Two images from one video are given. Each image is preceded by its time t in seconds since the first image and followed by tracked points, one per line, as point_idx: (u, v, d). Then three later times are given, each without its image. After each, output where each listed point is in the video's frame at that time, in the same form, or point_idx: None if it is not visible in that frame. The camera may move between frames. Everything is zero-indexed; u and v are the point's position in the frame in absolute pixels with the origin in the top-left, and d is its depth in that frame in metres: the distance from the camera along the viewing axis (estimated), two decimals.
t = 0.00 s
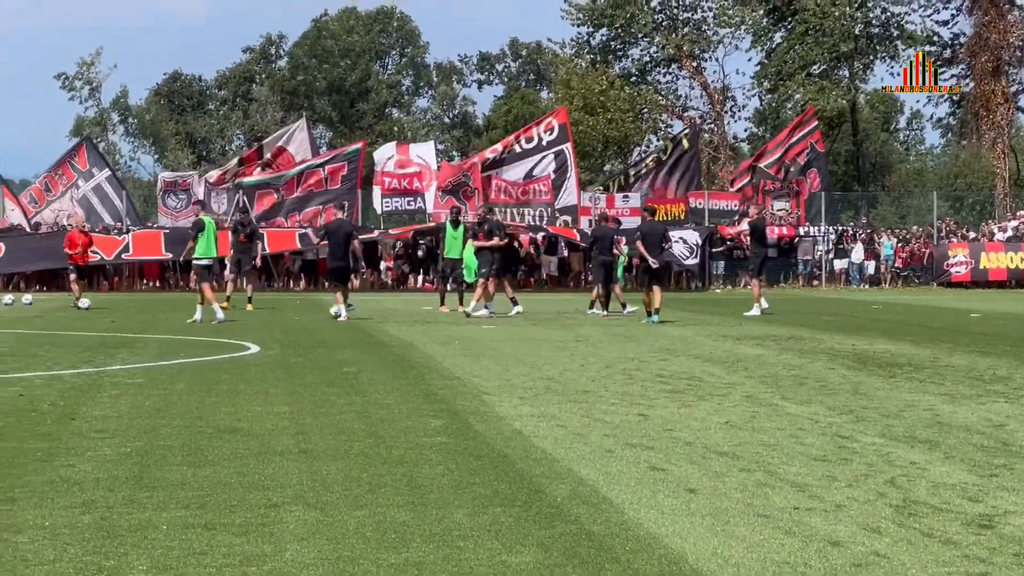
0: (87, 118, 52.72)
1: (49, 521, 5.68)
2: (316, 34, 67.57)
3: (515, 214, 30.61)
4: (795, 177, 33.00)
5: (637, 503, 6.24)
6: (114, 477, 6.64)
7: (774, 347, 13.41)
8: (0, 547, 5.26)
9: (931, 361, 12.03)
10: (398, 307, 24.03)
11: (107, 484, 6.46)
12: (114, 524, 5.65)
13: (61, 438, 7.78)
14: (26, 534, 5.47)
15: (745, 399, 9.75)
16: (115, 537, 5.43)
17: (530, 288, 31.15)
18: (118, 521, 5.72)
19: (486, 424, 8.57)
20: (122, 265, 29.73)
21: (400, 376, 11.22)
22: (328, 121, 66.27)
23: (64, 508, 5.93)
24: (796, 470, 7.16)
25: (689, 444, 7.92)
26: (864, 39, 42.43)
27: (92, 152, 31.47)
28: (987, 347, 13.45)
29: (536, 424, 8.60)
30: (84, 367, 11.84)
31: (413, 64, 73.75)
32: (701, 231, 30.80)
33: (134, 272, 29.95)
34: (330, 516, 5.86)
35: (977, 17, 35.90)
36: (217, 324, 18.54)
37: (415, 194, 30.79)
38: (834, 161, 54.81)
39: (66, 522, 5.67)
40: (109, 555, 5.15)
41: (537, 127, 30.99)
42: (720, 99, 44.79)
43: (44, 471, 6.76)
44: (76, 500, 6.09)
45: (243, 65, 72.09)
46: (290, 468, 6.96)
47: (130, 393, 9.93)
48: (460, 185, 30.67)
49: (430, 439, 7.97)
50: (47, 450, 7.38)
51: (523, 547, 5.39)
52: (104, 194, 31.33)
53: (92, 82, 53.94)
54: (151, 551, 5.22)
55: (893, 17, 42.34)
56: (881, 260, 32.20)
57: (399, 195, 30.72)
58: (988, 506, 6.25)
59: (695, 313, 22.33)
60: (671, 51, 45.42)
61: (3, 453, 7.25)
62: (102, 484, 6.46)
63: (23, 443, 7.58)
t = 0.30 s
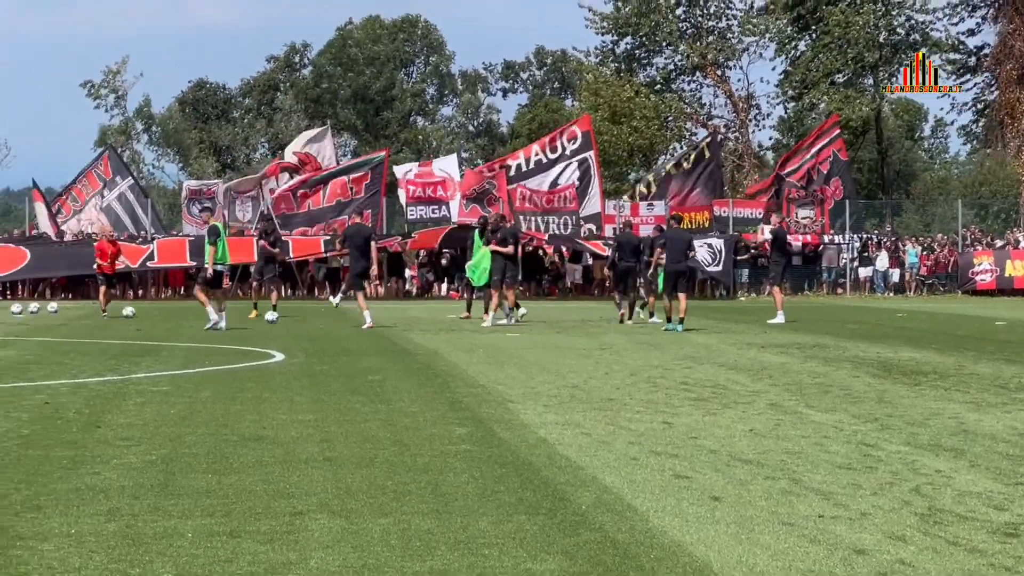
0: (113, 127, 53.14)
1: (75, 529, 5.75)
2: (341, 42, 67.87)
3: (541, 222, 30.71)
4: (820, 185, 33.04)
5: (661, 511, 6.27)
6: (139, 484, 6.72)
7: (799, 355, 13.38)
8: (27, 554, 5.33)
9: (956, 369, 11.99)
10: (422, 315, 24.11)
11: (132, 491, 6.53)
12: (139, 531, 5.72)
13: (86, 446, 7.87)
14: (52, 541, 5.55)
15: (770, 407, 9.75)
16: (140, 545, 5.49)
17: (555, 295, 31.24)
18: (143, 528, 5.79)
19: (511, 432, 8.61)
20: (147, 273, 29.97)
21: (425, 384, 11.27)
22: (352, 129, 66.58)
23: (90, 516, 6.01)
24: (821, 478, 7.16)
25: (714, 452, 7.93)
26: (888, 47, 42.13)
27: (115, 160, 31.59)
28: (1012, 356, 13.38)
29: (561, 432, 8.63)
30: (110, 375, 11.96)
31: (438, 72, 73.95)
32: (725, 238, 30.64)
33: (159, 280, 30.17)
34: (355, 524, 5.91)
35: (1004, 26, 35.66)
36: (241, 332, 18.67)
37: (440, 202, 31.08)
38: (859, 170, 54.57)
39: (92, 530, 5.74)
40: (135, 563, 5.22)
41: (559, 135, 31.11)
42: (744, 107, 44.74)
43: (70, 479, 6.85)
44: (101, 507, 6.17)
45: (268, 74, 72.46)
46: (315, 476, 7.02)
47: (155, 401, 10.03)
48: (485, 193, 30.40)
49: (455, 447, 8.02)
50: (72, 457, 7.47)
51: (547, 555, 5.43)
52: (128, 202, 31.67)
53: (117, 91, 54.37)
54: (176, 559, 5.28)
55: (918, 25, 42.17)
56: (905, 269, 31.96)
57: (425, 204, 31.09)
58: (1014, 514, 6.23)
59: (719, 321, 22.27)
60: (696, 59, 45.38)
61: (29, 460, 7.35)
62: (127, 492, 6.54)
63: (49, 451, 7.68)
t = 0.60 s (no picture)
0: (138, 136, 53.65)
1: (99, 538, 5.81)
2: (365, 51, 68.20)
3: (566, 231, 30.69)
4: (841, 195, 33.11)
5: (686, 521, 6.29)
6: (163, 493, 6.79)
7: (823, 365, 13.36)
8: (52, 562, 5.39)
9: (981, 378, 11.93)
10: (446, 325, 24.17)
11: (157, 501, 6.60)
12: (164, 540, 5.78)
13: (111, 455, 7.96)
14: (78, 550, 5.61)
15: (794, 416, 9.74)
16: (165, 554, 5.55)
17: (579, 305, 31.26)
18: (168, 537, 5.84)
19: (536, 441, 8.64)
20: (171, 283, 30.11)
21: (449, 393, 11.32)
22: (376, 139, 66.89)
23: (115, 525, 6.07)
24: (846, 488, 7.16)
25: (738, 461, 7.94)
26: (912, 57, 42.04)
27: (139, 170, 31.93)
28: None
29: (585, 441, 8.66)
30: (134, 384, 12.08)
31: (462, 82, 74.15)
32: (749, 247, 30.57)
33: (182, 289, 30.36)
34: (379, 533, 5.96)
35: None
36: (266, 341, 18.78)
37: (464, 213, 31.00)
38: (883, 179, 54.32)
39: (117, 539, 5.79)
40: (161, 572, 5.27)
41: (582, 146, 31.19)
42: (768, 116, 44.63)
43: (95, 487, 6.93)
44: (126, 516, 6.24)
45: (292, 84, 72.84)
46: (340, 486, 7.07)
47: (179, 411, 10.12)
48: (509, 203, 31.04)
49: (480, 456, 8.06)
50: (97, 467, 7.56)
51: (572, 564, 5.46)
52: (153, 212, 31.88)
53: (142, 100, 54.83)
54: (200, 567, 5.34)
55: (942, 34, 42.03)
56: (930, 278, 31.64)
57: (450, 214, 30.99)
58: None
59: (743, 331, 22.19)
60: (719, 69, 45.36)
61: (55, 469, 7.43)
62: (152, 501, 6.61)
63: (74, 460, 7.77)
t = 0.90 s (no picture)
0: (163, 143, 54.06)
1: (125, 544, 5.87)
2: (389, 57, 68.39)
3: (590, 238, 30.85)
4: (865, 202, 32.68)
5: (711, 528, 6.31)
6: (188, 500, 6.87)
7: (848, 372, 13.33)
8: (79, 569, 5.46)
9: (1008, 385, 11.89)
10: (470, 332, 24.23)
11: (183, 507, 6.68)
12: (189, 547, 5.84)
13: (136, 462, 8.05)
14: (104, 556, 5.67)
15: (819, 423, 9.73)
16: (190, 561, 5.60)
17: (603, 311, 31.29)
18: (193, 544, 5.90)
19: (560, 448, 8.68)
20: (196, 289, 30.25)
21: (474, 400, 11.38)
22: (401, 145, 67.15)
23: (141, 531, 6.14)
24: (871, 494, 7.16)
25: (763, 468, 7.96)
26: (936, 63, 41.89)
27: (165, 177, 32.11)
28: None
29: (609, 448, 8.69)
30: (159, 391, 12.19)
31: (486, 89, 74.29)
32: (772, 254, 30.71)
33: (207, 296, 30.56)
34: (404, 541, 6.01)
35: None
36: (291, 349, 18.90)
37: (488, 219, 31.06)
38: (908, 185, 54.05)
39: (142, 545, 5.86)
40: None
41: (605, 152, 31.24)
42: (792, 123, 44.51)
43: (120, 495, 7.01)
44: (152, 523, 6.31)
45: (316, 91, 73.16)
46: (364, 493, 7.13)
47: (204, 417, 10.22)
48: (533, 210, 31.10)
49: (505, 463, 8.11)
50: (123, 473, 7.64)
51: (597, 572, 5.49)
52: (178, 219, 32.05)
53: (168, 107, 55.25)
54: (225, 574, 5.39)
55: (966, 41, 41.89)
56: (955, 284, 31.33)
57: (473, 221, 31.12)
58: None
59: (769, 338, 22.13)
60: (744, 75, 45.36)
61: (81, 476, 7.53)
62: (178, 508, 6.68)
63: (100, 466, 7.86)
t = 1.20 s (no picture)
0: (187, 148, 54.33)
1: (148, 550, 5.93)
2: (412, 63, 68.49)
3: (612, 244, 31.05)
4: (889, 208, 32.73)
5: (733, 534, 6.33)
6: (211, 506, 6.94)
7: (871, 377, 13.30)
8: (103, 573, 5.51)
9: None
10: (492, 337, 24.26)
11: (206, 513, 6.74)
12: (212, 553, 5.89)
13: (159, 467, 8.13)
14: (127, 561, 5.73)
15: (841, 429, 9.72)
16: (213, 566, 5.65)
17: (625, 318, 31.11)
18: (217, 549, 5.95)
19: (583, 454, 8.72)
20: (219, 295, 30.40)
21: (496, 406, 11.41)
22: (423, 151, 67.28)
23: (164, 537, 6.20)
24: (894, 500, 7.16)
25: (786, 474, 7.96)
26: (959, 69, 41.70)
27: (191, 183, 32.37)
28: None
29: (632, 453, 8.72)
30: (182, 397, 12.27)
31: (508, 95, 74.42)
32: (792, 261, 30.81)
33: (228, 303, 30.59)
34: (427, 546, 6.06)
35: None
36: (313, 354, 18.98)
37: (510, 224, 31.21)
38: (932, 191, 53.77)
39: (165, 551, 5.92)
40: None
41: (627, 158, 31.33)
42: (814, 128, 44.35)
43: (144, 500, 7.08)
44: (175, 529, 6.37)
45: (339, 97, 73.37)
46: (387, 498, 7.18)
47: (226, 423, 10.29)
48: (555, 216, 31.03)
49: (527, 469, 8.14)
50: (145, 479, 7.72)
51: None
52: (202, 225, 32.32)
53: (191, 112, 55.53)
54: None
55: (989, 46, 41.72)
56: (978, 290, 31.21)
57: (496, 226, 31.13)
58: None
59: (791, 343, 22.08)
60: (767, 81, 45.26)
61: (105, 482, 7.60)
62: (201, 513, 6.74)
63: (122, 472, 7.95)
